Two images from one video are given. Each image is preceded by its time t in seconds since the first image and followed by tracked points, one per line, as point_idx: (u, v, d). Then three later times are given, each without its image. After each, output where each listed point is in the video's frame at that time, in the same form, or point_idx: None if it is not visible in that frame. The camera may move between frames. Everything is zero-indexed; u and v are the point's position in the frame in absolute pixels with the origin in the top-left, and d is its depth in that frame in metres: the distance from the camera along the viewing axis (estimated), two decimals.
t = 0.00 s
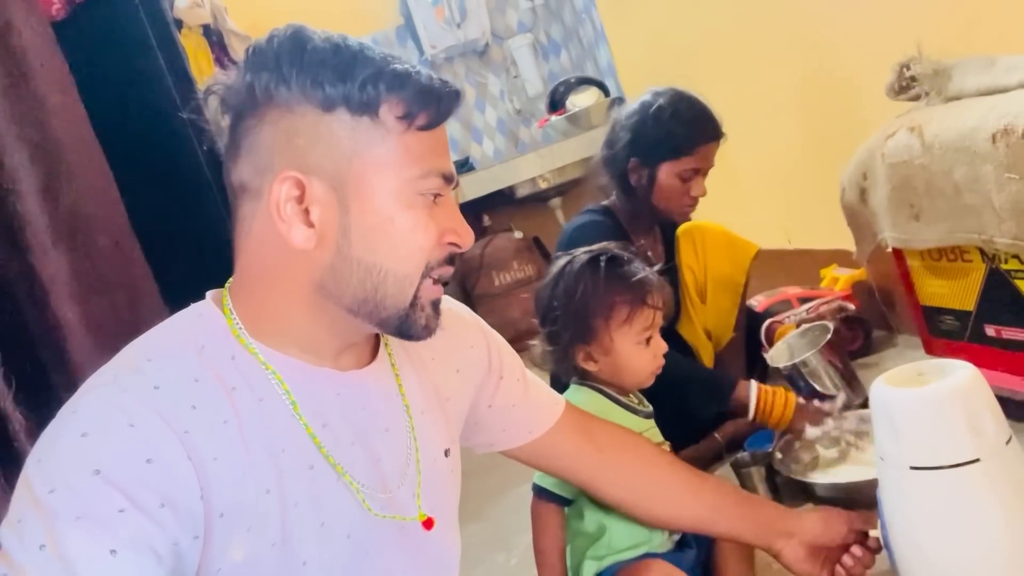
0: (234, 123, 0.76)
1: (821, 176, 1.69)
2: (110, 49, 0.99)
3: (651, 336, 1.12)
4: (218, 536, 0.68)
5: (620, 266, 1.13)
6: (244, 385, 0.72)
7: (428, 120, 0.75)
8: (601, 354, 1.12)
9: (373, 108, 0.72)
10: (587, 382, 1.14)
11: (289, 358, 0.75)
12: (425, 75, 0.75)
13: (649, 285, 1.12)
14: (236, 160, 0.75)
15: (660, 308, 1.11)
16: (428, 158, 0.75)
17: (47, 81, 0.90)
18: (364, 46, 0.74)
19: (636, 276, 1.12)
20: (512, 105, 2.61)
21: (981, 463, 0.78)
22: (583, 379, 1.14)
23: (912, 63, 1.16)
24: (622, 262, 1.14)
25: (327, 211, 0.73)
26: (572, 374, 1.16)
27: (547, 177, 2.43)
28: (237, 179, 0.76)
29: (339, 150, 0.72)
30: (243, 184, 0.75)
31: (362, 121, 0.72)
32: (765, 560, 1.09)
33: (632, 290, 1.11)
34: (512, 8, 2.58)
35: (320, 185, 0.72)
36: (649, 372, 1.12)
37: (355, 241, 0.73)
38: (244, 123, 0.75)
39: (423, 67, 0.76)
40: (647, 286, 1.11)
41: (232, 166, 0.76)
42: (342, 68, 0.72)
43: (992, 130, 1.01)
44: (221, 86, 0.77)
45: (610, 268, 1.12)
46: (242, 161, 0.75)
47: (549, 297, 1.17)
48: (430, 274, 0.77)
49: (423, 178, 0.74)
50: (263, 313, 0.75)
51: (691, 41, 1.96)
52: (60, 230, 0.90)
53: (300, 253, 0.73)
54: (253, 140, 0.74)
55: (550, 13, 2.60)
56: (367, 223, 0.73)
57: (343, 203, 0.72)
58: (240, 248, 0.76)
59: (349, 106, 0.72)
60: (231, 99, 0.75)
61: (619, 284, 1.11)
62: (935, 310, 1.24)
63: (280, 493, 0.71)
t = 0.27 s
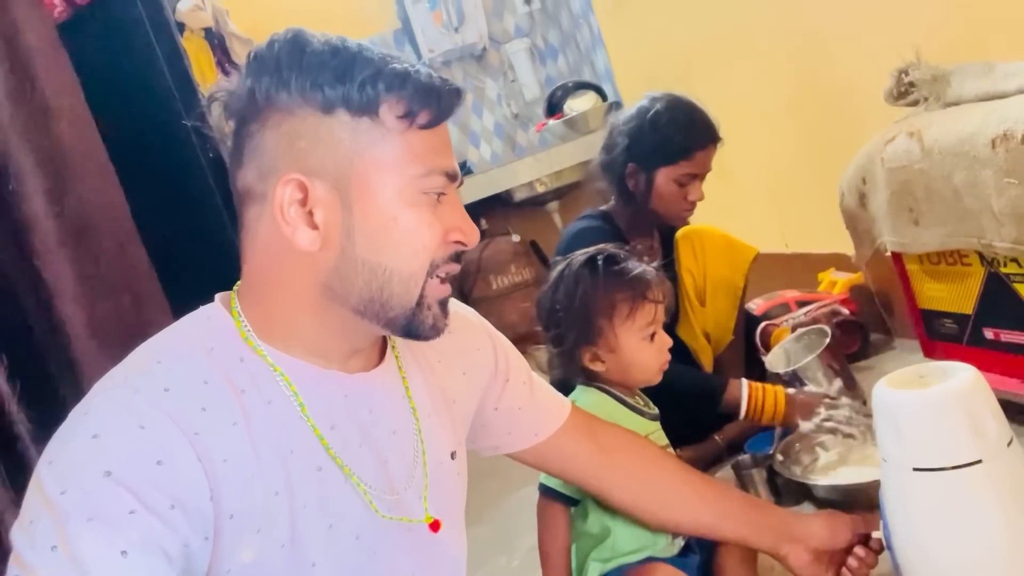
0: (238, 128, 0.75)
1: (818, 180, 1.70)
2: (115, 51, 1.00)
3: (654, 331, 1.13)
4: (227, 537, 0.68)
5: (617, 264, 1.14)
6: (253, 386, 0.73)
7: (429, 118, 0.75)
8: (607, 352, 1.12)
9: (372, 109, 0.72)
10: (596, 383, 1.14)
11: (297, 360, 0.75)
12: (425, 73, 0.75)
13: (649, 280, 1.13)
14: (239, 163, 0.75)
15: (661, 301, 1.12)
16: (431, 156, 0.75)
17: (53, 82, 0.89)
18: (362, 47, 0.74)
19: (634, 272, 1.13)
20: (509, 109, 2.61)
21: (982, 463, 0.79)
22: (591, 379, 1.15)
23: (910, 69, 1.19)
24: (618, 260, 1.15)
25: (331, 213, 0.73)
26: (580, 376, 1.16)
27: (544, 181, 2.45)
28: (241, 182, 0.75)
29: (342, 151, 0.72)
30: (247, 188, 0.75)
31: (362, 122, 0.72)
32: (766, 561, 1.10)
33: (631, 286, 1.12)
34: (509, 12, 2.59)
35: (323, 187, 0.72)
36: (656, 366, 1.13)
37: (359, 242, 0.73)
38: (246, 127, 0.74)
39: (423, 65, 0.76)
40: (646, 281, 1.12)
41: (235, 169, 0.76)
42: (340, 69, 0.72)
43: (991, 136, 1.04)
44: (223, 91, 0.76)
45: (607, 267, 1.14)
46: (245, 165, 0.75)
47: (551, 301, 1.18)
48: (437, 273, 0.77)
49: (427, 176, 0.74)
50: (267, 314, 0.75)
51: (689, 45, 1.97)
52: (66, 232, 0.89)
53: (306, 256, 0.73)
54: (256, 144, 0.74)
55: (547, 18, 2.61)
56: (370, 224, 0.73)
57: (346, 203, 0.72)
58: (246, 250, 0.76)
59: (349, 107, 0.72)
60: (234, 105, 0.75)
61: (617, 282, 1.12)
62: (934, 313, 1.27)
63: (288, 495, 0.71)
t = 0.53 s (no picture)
0: (236, 129, 0.75)
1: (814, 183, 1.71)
2: (113, 50, 1.00)
3: (651, 321, 1.13)
4: (228, 536, 0.68)
5: (605, 259, 1.16)
6: (253, 385, 0.73)
7: (426, 116, 0.75)
8: (607, 349, 1.13)
9: (370, 108, 0.73)
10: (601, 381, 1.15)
11: (297, 359, 0.75)
12: (421, 71, 0.75)
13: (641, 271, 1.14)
14: (238, 162, 0.75)
15: (652, 290, 1.13)
16: (429, 154, 0.75)
17: (50, 82, 0.89)
18: (359, 46, 0.74)
19: (622, 265, 1.14)
20: (505, 111, 2.62)
21: (980, 463, 0.80)
22: (596, 378, 1.15)
23: (906, 72, 1.20)
24: (606, 255, 1.16)
25: (331, 212, 0.73)
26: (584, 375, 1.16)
27: (541, 183, 2.48)
28: (241, 182, 0.75)
29: (341, 149, 0.72)
30: (247, 188, 0.75)
31: (361, 121, 0.72)
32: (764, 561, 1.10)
33: (622, 279, 1.13)
34: (505, 16, 2.60)
35: (323, 186, 0.72)
36: (658, 356, 1.13)
37: (360, 241, 0.73)
38: (245, 127, 0.74)
39: (419, 63, 0.76)
40: (636, 271, 1.13)
41: (235, 168, 0.76)
42: (338, 67, 0.72)
43: (987, 138, 1.05)
44: (220, 92, 0.76)
45: (595, 263, 1.15)
46: (244, 165, 0.75)
47: (546, 305, 1.19)
48: (438, 272, 0.77)
49: (427, 174, 0.75)
50: (267, 313, 0.75)
51: (686, 49, 1.98)
52: (63, 231, 0.89)
53: (306, 254, 0.73)
54: (256, 144, 0.74)
55: (543, 21, 2.61)
56: (370, 223, 0.73)
57: (346, 202, 0.73)
58: (246, 249, 0.76)
59: (347, 106, 0.72)
60: (231, 106, 0.74)
61: (607, 276, 1.13)
62: (931, 314, 1.30)
63: (288, 493, 0.71)
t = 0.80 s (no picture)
0: (239, 134, 0.75)
1: (810, 186, 1.72)
2: (112, 55, 0.99)
3: (684, 326, 1.14)
4: (226, 541, 0.68)
5: (633, 265, 1.17)
6: (253, 390, 0.72)
7: (431, 121, 0.75)
8: (641, 356, 1.13)
9: (374, 113, 0.73)
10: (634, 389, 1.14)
11: (298, 364, 0.75)
12: (426, 76, 0.75)
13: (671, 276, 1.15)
14: (240, 167, 0.75)
15: (685, 295, 1.14)
16: (432, 159, 0.75)
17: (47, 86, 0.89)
18: (364, 51, 0.74)
19: (651, 270, 1.15)
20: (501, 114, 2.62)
21: (977, 467, 0.80)
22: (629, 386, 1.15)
23: (902, 76, 1.20)
24: (633, 261, 1.17)
25: (333, 217, 0.73)
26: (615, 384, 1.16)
27: (537, 187, 2.46)
28: (243, 187, 0.75)
29: (344, 155, 0.72)
30: (250, 193, 0.74)
31: (365, 126, 0.72)
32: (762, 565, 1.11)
33: (653, 284, 1.14)
34: (501, 19, 2.60)
35: (325, 191, 0.72)
36: (693, 360, 1.14)
37: (361, 246, 0.73)
38: (248, 132, 0.74)
39: (423, 68, 0.77)
40: (666, 274, 1.14)
41: (237, 173, 0.76)
42: (342, 72, 0.72)
43: (982, 143, 1.06)
44: (223, 96, 0.75)
45: (623, 269, 1.16)
46: (247, 170, 0.75)
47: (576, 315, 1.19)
48: (438, 278, 0.77)
49: (429, 179, 0.75)
50: (268, 318, 0.75)
51: (683, 52, 1.98)
52: (59, 235, 0.89)
53: (308, 260, 0.73)
54: (259, 149, 0.73)
55: (539, 24, 2.61)
56: (372, 228, 0.73)
57: (347, 207, 0.72)
58: (247, 254, 0.76)
59: (351, 111, 0.72)
60: (234, 110, 0.74)
61: (637, 281, 1.14)
62: (926, 318, 1.30)
63: (287, 499, 0.71)
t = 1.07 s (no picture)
0: (242, 132, 0.75)
1: (806, 189, 1.72)
2: (111, 54, 0.99)
3: (740, 322, 1.14)
4: (228, 540, 0.68)
5: (691, 259, 1.16)
6: (255, 389, 0.73)
7: (433, 121, 0.76)
8: (694, 351, 1.14)
9: (377, 113, 0.73)
10: (684, 383, 1.15)
11: (300, 363, 0.75)
12: (429, 77, 0.76)
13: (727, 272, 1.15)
14: (242, 167, 0.75)
15: (743, 291, 1.14)
16: (434, 159, 0.75)
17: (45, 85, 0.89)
18: (367, 52, 0.75)
19: (709, 265, 1.15)
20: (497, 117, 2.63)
21: (974, 466, 0.80)
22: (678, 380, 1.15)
23: (897, 79, 1.21)
24: (691, 255, 1.17)
25: (336, 216, 0.73)
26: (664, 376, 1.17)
27: (532, 189, 2.48)
28: (246, 186, 0.75)
29: (347, 154, 0.72)
30: (253, 192, 0.75)
31: (368, 126, 0.73)
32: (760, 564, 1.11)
33: (711, 279, 1.13)
34: (497, 21, 2.60)
35: (328, 190, 0.72)
36: (746, 358, 1.15)
37: (364, 246, 0.73)
38: (250, 131, 0.74)
39: (426, 69, 0.77)
40: (724, 270, 1.14)
41: (239, 172, 0.76)
42: (346, 72, 0.73)
43: (977, 145, 1.07)
44: (226, 95, 0.76)
45: (680, 262, 1.15)
46: (249, 169, 0.75)
47: (630, 306, 1.18)
48: (441, 277, 0.77)
49: (432, 179, 0.75)
50: (271, 317, 0.75)
51: (679, 55, 1.98)
52: (58, 234, 0.88)
53: (310, 259, 0.74)
54: (262, 147, 0.74)
55: (535, 26, 2.62)
56: (375, 228, 0.73)
57: (350, 206, 0.73)
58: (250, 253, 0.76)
59: (355, 111, 0.72)
60: (237, 109, 0.74)
61: (695, 276, 1.13)
62: (922, 319, 1.31)
63: (289, 498, 0.71)
